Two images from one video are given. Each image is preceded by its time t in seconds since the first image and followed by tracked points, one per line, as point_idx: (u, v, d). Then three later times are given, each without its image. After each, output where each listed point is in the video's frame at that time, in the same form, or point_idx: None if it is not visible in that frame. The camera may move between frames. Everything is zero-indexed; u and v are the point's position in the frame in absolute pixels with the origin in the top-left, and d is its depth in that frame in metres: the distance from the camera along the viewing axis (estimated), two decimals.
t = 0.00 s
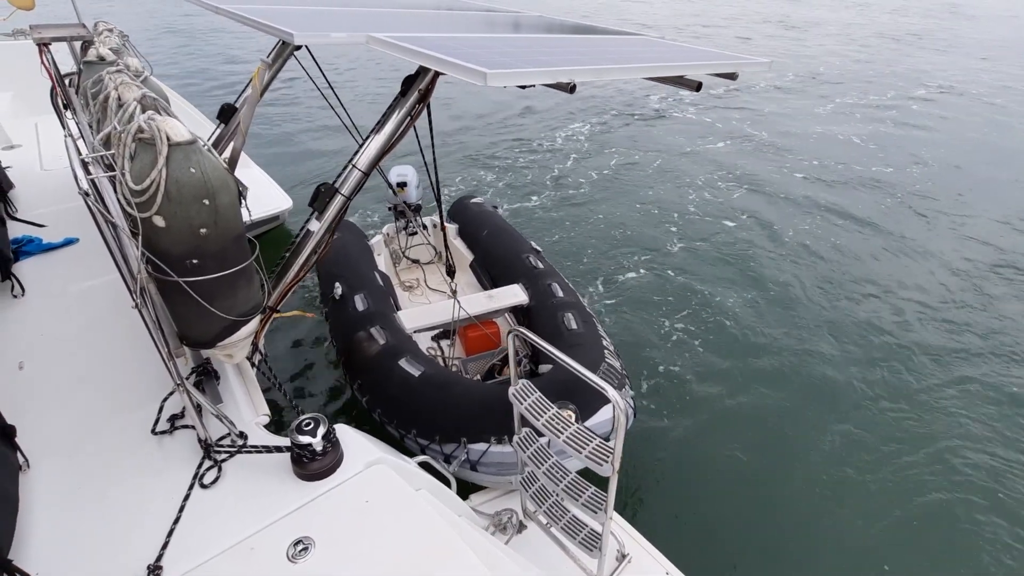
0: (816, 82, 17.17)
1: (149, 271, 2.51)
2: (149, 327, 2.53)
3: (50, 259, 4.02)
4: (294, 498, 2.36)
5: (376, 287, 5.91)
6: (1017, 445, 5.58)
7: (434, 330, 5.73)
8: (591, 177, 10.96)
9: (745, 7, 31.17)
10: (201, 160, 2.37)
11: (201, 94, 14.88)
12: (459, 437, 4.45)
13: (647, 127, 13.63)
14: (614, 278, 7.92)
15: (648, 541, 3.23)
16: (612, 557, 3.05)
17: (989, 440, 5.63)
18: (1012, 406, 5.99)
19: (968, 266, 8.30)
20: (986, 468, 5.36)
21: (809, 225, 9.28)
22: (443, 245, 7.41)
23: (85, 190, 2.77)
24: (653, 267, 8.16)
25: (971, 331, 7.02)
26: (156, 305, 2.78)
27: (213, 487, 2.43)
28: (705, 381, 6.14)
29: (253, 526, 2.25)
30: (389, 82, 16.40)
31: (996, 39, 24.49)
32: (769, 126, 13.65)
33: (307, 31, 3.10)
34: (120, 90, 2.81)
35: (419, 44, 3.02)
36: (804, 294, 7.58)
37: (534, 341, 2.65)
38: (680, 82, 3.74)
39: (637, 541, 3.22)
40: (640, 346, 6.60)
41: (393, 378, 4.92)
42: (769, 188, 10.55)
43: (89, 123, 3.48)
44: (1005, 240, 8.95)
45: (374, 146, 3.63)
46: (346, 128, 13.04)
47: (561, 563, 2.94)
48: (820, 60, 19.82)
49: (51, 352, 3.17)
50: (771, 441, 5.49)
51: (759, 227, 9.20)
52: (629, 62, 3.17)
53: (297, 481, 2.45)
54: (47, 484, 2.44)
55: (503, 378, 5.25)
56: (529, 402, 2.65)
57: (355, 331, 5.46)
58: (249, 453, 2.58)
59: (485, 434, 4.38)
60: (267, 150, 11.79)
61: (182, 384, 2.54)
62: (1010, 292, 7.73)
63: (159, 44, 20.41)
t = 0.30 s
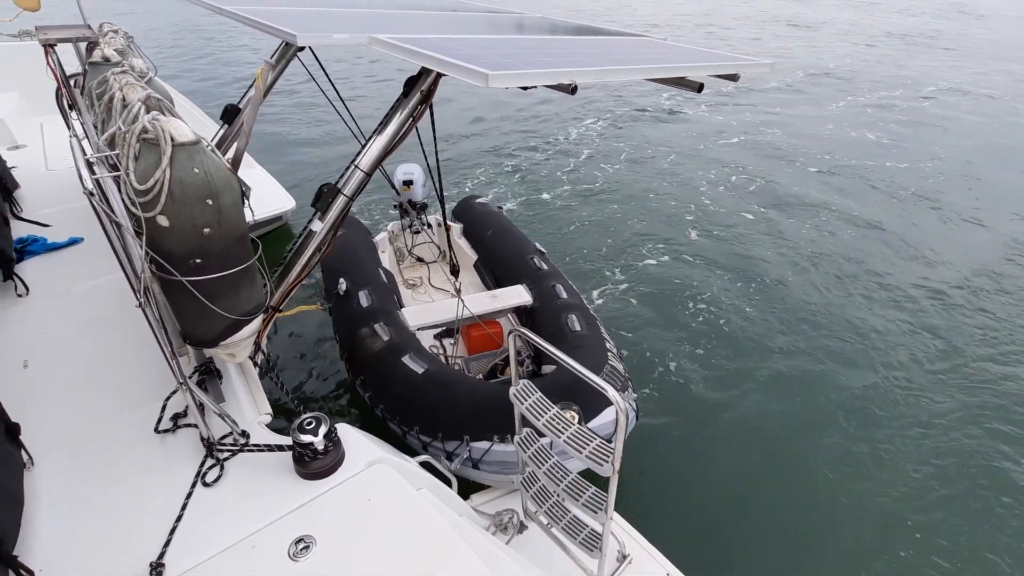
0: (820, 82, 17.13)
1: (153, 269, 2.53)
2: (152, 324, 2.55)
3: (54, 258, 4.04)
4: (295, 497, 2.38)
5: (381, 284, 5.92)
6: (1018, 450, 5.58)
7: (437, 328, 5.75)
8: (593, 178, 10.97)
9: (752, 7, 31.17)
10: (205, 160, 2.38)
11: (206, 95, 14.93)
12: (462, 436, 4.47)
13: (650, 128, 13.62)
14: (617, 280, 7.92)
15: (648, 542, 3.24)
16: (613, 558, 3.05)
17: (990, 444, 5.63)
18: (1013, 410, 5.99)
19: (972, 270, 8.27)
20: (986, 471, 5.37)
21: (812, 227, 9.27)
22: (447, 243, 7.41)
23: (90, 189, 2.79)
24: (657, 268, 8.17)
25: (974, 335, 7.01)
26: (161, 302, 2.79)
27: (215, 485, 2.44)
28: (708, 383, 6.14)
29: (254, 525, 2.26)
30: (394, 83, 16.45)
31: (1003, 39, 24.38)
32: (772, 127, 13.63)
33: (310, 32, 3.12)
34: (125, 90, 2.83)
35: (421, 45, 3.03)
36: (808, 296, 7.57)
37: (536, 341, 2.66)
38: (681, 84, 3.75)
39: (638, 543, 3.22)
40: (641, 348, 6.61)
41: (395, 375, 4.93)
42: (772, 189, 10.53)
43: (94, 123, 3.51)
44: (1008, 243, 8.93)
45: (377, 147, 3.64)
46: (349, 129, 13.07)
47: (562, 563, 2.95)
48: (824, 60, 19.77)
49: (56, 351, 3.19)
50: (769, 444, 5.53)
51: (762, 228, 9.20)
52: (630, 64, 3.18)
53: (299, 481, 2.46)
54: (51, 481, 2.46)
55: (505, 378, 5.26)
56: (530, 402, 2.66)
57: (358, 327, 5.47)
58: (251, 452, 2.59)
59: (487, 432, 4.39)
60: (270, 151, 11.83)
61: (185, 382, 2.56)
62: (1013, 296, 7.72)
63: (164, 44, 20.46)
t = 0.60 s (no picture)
0: (827, 84, 17.08)
1: (159, 269, 2.55)
2: (158, 323, 2.57)
3: (61, 258, 4.08)
4: (298, 497, 2.39)
5: (390, 283, 5.94)
6: None
7: (444, 327, 5.77)
8: (598, 179, 10.96)
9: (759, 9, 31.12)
10: (212, 162, 2.40)
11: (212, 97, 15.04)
12: (464, 437, 4.49)
13: (655, 129, 13.61)
14: (622, 279, 7.90)
15: (651, 546, 3.23)
16: (615, 561, 3.05)
17: (1001, 446, 5.55)
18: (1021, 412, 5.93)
19: (984, 271, 8.19)
20: (996, 474, 5.30)
21: (819, 227, 9.23)
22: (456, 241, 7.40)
23: (97, 190, 2.82)
24: (663, 268, 8.14)
25: (985, 337, 6.93)
26: (167, 302, 2.82)
27: (219, 484, 2.46)
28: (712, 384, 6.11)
29: (257, 524, 2.28)
30: (401, 85, 16.52)
31: (1012, 41, 24.24)
32: (779, 128, 13.58)
33: (316, 35, 3.14)
34: (132, 93, 2.86)
35: (427, 49, 3.06)
36: (813, 297, 7.53)
37: (540, 343, 2.67)
38: (685, 88, 3.76)
39: (640, 546, 3.22)
40: (646, 348, 6.58)
41: (401, 375, 4.94)
42: (778, 189, 10.49)
43: (102, 125, 3.54)
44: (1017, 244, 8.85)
45: (382, 149, 3.66)
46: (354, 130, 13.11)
47: (563, 565, 2.95)
48: (832, 62, 19.70)
49: (65, 349, 3.22)
50: (775, 444, 5.50)
51: (767, 229, 9.16)
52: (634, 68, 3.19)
53: (302, 481, 2.47)
54: (56, 479, 2.48)
55: (509, 379, 5.26)
56: (532, 403, 2.68)
57: (366, 326, 5.49)
58: (255, 452, 2.60)
59: (489, 433, 4.41)
60: (276, 152, 11.88)
61: (190, 382, 2.58)
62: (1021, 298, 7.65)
63: (172, 47, 20.62)
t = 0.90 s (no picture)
0: (837, 87, 16.99)
1: (170, 272, 2.58)
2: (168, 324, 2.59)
3: (71, 259, 4.12)
4: (304, 499, 2.41)
5: (399, 285, 5.96)
6: None
7: (452, 330, 5.78)
8: (605, 181, 10.95)
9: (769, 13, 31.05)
10: (223, 166, 2.43)
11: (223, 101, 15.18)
12: (468, 441, 4.50)
13: (663, 131, 13.57)
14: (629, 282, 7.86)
15: (655, 552, 3.23)
16: (619, 567, 3.04)
17: (1013, 454, 5.47)
18: None
19: (996, 276, 8.10)
20: (1007, 483, 5.23)
21: (827, 230, 9.17)
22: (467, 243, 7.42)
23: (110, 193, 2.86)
24: (670, 271, 8.12)
25: (996, 343, 6.85)
26: (177, 304, 2.85)
27: (226, 485, 2.48)
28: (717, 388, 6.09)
29: (263, 526, 2.29)
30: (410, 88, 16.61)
31: None
32: (788, 131, 13.52)
33: (326, 41, 3.17)
34: (145, 97, 2.90)
35: (435, 55, 3.08)
36: (821, 301, 7.48)
37: (546, 348, 2.68)
38: (692, 94, 3.76)
39: (644, 552, 3.21)
40: (652, 351, 6.55)
41: (407, 378, 4.96)
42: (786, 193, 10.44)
43: (113, 128, 3.58)
44: None
45: (390, 153, 3.69)
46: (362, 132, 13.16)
47: (567, 570, 2.96)
48: (842, 66, 19.61)
49: (75, 350, 3.26)
50: (781, 448, 5.48)
51: (775, 232, 9.12)
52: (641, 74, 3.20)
53: (308, 483, 2.49)
54: (65, 479, 2.50)
55: (515, 383, 5.27)
56: (537, 408, 2.68)
57: (375, 328, 5.52)
58: (262, 453, 2.62)
59: (493, 438, 4.41)
60: (285, 155, 11.96)
61: (198, 383, 2.60)
62: None
63: (184, 51, 20.84)
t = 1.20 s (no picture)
0: (859, 96, 16.81)
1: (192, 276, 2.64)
2: (188, 326, 2.64)
3: (94, 260, 4.22)
4: (317, 502, 2.43)
5: (414, 290, 6.00)
6: None
7: (464, 335, 5.81)
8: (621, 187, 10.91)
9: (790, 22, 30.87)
10: (245, 173, 2.49)
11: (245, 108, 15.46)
12: (478, 448, 4.51)
13: (681, 138, 13.50)
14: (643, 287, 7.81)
15: (664, 564, 3.21)
16: None
17: None
18: None
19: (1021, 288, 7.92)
20: None
21: (846, 239, 9.04)
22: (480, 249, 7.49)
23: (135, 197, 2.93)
24: (685, 277, 8.05)
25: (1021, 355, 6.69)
26: (197, 306, 2.90)
27: (241, 486, 2.52)
28: (731, 396, 6.02)
29: (276, 527, 2.32)
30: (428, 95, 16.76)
31: None
32: (807, 139, 13.37)
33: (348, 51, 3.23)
34: (171, 104, 2.97)
35: (455, 65, 3.12)
36: (839, 310, 7.36)
37: (559, 357, 2.68)
38: (709, 105, 3.76)
39: (653, 564, 3.19)
40: (666, 357, 6.48)
41: (420, 383, 4.99)
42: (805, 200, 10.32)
43: (138, 133, 3.67)
44: None
45: (407, 160, 3.74)
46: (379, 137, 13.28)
47: None
48: (863, 76, 19.40)
49: (97, 349, 3.33)
50: (795, 459, 5.39)
51: (793, 240, 9.01)
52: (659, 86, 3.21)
53: (321, 485, 2.51)
54: (84, 476, 2.56)
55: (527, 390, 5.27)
56: (549, 417, 2.69)
57: (388, 332, 5.56)
58: (276, 455, 2.65)
59: (503, 446, 4.42)
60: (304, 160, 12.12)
61: (216, 385, 2.64)
62: None
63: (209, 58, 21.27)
